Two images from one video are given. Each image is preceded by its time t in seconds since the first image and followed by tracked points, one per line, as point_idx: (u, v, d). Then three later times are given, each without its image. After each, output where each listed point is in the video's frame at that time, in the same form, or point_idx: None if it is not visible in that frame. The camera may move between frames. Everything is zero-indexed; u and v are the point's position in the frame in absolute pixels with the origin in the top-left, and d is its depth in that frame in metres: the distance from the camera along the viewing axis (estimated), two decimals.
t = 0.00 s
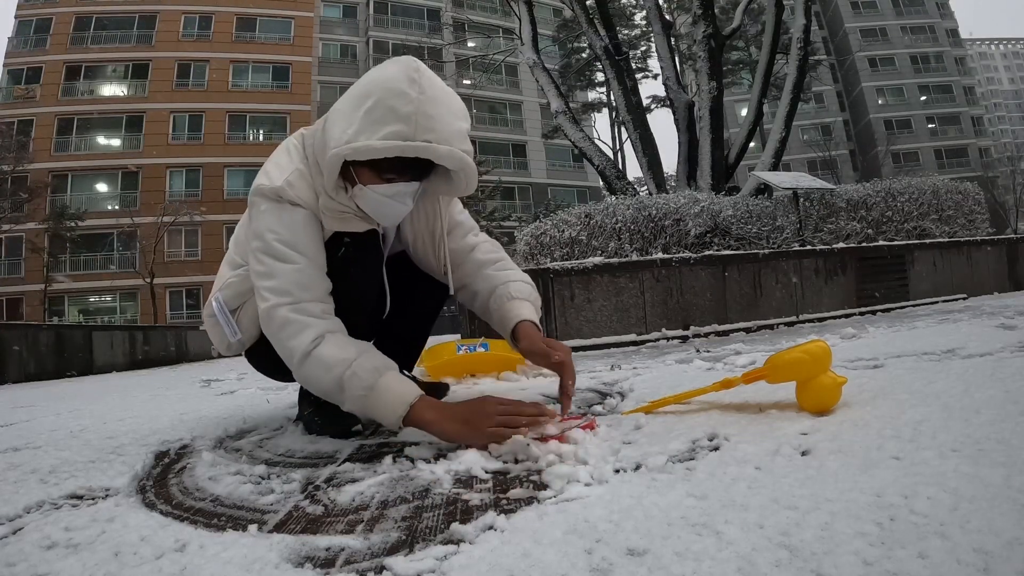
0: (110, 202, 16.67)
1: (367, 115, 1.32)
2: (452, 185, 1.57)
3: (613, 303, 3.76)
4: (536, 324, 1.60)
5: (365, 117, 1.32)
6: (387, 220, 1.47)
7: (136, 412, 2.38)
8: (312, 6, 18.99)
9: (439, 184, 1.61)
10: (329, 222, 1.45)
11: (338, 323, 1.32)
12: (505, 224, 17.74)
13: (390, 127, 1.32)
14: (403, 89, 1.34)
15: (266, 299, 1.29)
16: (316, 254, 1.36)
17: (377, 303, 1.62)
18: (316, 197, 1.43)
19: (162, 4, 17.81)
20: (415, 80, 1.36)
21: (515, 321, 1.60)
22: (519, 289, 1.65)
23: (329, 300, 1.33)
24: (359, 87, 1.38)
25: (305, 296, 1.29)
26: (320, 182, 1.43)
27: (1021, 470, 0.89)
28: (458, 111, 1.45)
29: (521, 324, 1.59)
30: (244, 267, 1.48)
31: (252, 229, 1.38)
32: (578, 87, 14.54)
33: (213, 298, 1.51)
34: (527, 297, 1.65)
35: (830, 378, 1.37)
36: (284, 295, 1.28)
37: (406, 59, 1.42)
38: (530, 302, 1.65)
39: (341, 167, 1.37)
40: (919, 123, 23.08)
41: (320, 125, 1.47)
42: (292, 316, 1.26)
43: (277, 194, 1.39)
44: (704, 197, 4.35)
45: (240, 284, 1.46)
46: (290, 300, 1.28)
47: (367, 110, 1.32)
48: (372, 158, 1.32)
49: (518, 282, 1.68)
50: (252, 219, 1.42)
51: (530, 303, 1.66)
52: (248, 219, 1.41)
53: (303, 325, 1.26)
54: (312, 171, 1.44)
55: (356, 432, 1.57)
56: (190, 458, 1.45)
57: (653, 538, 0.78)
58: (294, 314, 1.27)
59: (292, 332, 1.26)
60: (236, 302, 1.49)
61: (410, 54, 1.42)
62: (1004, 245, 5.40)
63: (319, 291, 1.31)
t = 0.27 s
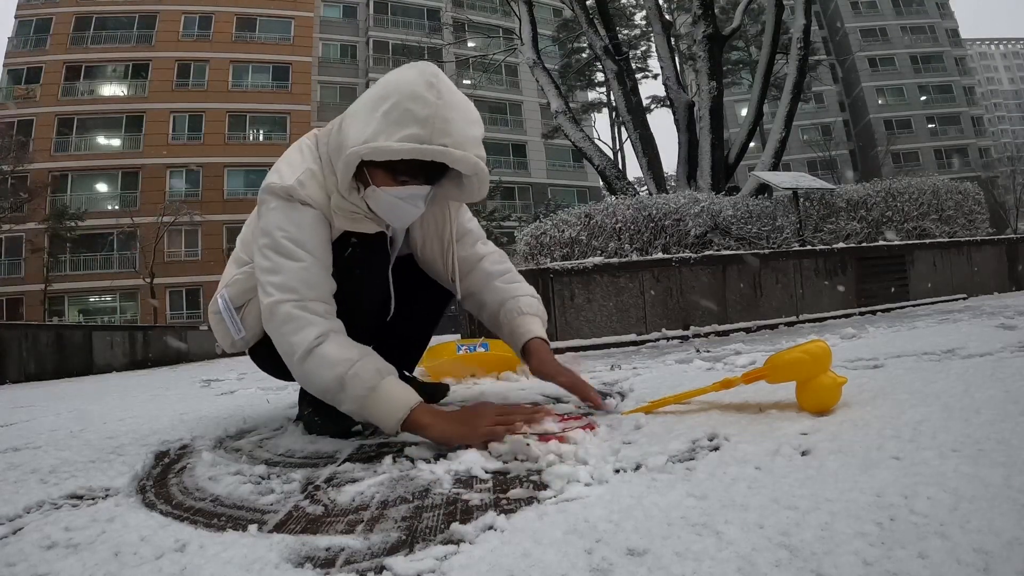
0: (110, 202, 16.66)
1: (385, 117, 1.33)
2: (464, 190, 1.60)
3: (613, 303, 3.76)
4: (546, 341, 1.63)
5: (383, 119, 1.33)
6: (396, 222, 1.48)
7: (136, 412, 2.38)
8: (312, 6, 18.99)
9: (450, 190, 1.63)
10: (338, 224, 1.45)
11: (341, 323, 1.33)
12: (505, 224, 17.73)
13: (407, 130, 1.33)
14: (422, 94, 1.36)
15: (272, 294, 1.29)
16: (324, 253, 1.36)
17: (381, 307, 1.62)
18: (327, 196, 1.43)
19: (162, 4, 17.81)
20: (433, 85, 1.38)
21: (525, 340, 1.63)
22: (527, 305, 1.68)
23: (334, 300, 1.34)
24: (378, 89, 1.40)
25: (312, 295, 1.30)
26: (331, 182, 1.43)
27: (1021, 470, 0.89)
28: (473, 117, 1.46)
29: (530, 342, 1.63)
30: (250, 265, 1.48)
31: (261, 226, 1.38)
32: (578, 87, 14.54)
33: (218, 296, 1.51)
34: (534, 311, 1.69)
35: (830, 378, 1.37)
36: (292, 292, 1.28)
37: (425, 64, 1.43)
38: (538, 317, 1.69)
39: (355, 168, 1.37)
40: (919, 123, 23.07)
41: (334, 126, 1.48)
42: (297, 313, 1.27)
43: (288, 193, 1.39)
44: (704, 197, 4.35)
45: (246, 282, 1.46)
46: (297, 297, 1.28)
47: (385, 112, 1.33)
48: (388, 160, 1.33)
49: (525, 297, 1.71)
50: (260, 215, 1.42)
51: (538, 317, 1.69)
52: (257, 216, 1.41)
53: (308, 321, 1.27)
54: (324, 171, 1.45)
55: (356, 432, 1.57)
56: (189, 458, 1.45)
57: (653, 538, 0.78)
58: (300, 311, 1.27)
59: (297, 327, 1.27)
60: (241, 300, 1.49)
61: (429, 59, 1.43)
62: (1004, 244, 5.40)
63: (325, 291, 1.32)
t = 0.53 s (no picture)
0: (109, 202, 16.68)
1: (406, 122, 1.34)
2: (476, 200, 1.61)
3: (613, 303, 3.76)
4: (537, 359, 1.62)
5: (403, 123, 1.34)
6: (407, 224, 1.48)
7: (136, 412, 2.38)
8: (312, 6, 18.99)
9: (461, 200, 1.65)
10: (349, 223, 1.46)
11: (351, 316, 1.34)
12: (506, 224, 17.71)
13: (427, 137, 1.34)
14: (443, 102, 1.37)
15: (281, 281, 1.29)
16: (335, 248, 1.36)
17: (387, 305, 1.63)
18: (340, 192, 1.43)
19: (162, 4, 17.81)
20: (455, 94, 1.39)
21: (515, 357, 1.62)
22: (523, 323, 1.67)
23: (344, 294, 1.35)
24: (399, 92, 1.40)
25: (322, 287, 1.30)
26: (346, 179, 1.43)
27: (1021, 470, 0.89)
28: (492, 130, 1.47)
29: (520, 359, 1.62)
30: (258, 259, 1.47)
31: (273, 216, 1.38)
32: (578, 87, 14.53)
33: (225, 288, 1.51)
34: (529, 329, 1.68)
35: (830, 378, 1.37)
36: (303, 283, 1.28)
37: (449, 73, 1.44)
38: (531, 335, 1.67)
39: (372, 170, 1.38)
40: (920, 123, 23.06)
41: (353, 126, 1.48)
42: (307, 301, 1.27)
43: (303, 186, 1.39)
44: (704, 197, 4.35)
45: (253, 276, 1.46)
46: (307, 286, 1.28)
47: (406, 117, 1.34)
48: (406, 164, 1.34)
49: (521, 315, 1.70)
50: (273, 206, 1.42)
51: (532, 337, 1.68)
52: (270, 208, 1.41)
53: (317, 310, 1.27)
54: (339, 168, 1.45)
55: (357, 433, 1.56)
56: (189, 458, 1.45)
57: (653, 538, 0.78)
58: (309, 300, 1.27)
59: (306, 315, 1.27)
60: (247, 295, 1.49)
61: (454, 68, 1.44)
62: (1004, 244, 5.40)
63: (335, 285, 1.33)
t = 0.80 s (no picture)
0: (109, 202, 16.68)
1: (404, 114, 1.34)
2: (475, 196, 1.62)
3: (613, 303, 3.76)
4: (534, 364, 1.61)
5: (400, 116, 1.34)
6: (406, 219, 1.48)
7: (136, 412, 2.38)
8: (312, 6, 18.99)
9: (462, 198, 1.66)
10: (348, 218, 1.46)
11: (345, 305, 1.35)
12: (505, 224, 17.72)
13: (424, 128, 1.33)
14: (441, 95, 1.37)
15: (278, 271, 1.30)
16: (332, 239, 1.36)
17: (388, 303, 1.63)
18: (339, 186, 1.43)
19: (162, 4, 17.80)
20: (453, 89, 1.39)
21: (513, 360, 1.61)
22: (521, 326, 1.67)
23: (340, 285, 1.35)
24: (399, 88, 1.41)
25: (318, 277, 1.31)
26: (346, 174, 1.44)
27: (1022, 469, 0.89)
28: (490, 123, 1.47)
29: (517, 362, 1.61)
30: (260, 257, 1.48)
31: (275, 211, 1.40)
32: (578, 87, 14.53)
33: (228, 286, 1.52)
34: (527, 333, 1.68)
35: (830, 378, 1.37)
36: (300, 272, 1.29)
37: (449, 70, 1.45)
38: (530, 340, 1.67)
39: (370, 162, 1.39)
40: (919, 124, 23.07)
41: (355, 124, 1.50)
42: (302, 290, 1.28)
43: (303, 181, 1.41)
44: (704, 197, 4.35)
45: (254, 273, 1.47)
46: (304, 275, 1.30)
47: (404, 109, 1.34)
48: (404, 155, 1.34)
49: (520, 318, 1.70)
50: (275, 202, 1.44)
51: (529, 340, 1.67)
52: (272, 204, 1.43)
53: (311, 298, 1.28)
54: (340, 164, 1.46)
55: (356, 432, 1.56)
56: (189, 458, 1.45)
57: (654, 538, 0.78)
58: (304, 288, 1.28)
59: (301, 303, 1.28)
60: (249, 292, 1.49)
61: (454, 66, 1.46)
62: (1004, 244, 5.40)
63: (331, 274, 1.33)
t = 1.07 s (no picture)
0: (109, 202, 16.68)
1: (408, 122, 1.34)
2: (475, 203, 1.61)
3: (613, 303, 3.75)
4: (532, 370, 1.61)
5: (404, 123, 1.34)
6: (405, 222, 1.48)
7: (136, 412, 2.38)
8: (312, 6, 18.98)
9: (461, 204, 1.66)
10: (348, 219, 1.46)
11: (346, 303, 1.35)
12: (505, 224, 17.70)
13: (426, 136, 1.34)
14: (445, 105, 1.37)
15: (279, 270, 1.31)
16: (331, 239, 1.37)
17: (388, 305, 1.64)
18: (339, 187, 1.43)
19: (162, 4, 17.79)
20: (457, 98, 1.39)
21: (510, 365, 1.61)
22: (519, 332, 1.68)
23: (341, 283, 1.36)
24: (404, 95, 1.41)
25: (318, 275, 1.31)
26: (346, 176, 1.44)
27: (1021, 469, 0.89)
28: (493, 134, 1.47)
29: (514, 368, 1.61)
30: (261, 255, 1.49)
31: (275, 210, 1.40)
32: (578, 87, 14.53)
33: (229, 283, 1.52)
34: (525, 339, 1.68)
35: (830, 378, 1.37)
36: (300, 270, 1.30)
37: (453, 79, 1.45)
38: (527, 346, 1.68)
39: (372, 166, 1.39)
40: (919, 124, 23.07)
41: (356, 126, 1.50)
42: (303, 288, 1.28)
43: (303, 181, 1.41)
44: (704, 197, 4.35)
45: (255, 272, 1.46)
46: (304, 274, 1.30)
47: (407, 117, 1.34)
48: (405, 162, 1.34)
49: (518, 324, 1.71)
50: (275, 200, 1.44)
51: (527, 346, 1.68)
52: (272, 203, 1.43)
53: (313, 295, 1.29)
54: (341, 165, 1.46)
55: (357, 432, 1.56)
56: (189, 458, 1.45)
57: (653, 538, 0.78)
58: (305, 286, 1.29)
59: (301, 301, 1.28)
60: (250, 290, 1.49)
61: (458, 75, 1.46)
62: (1004, 244, 5.40)
63: (331, 274, 1.34)
